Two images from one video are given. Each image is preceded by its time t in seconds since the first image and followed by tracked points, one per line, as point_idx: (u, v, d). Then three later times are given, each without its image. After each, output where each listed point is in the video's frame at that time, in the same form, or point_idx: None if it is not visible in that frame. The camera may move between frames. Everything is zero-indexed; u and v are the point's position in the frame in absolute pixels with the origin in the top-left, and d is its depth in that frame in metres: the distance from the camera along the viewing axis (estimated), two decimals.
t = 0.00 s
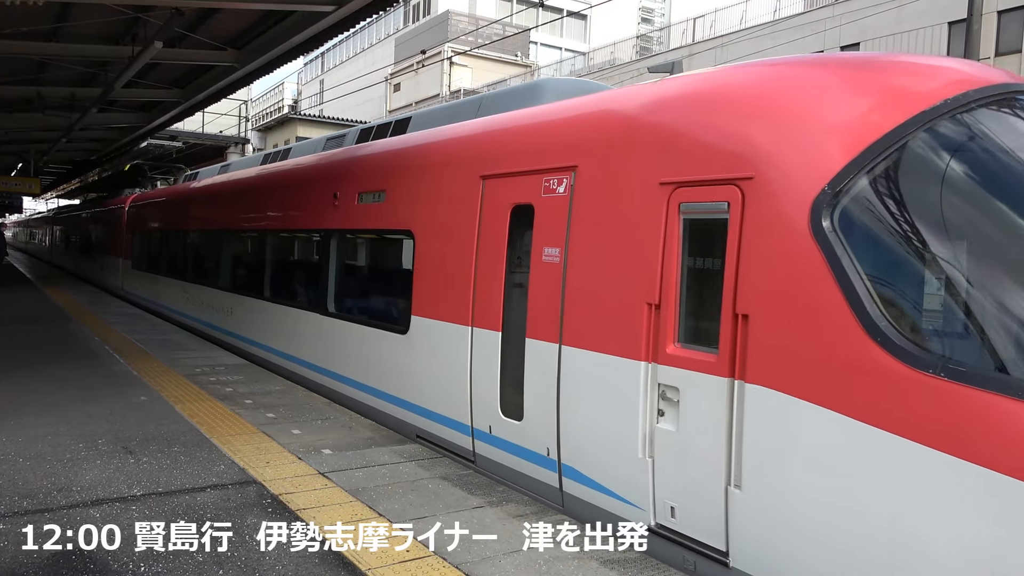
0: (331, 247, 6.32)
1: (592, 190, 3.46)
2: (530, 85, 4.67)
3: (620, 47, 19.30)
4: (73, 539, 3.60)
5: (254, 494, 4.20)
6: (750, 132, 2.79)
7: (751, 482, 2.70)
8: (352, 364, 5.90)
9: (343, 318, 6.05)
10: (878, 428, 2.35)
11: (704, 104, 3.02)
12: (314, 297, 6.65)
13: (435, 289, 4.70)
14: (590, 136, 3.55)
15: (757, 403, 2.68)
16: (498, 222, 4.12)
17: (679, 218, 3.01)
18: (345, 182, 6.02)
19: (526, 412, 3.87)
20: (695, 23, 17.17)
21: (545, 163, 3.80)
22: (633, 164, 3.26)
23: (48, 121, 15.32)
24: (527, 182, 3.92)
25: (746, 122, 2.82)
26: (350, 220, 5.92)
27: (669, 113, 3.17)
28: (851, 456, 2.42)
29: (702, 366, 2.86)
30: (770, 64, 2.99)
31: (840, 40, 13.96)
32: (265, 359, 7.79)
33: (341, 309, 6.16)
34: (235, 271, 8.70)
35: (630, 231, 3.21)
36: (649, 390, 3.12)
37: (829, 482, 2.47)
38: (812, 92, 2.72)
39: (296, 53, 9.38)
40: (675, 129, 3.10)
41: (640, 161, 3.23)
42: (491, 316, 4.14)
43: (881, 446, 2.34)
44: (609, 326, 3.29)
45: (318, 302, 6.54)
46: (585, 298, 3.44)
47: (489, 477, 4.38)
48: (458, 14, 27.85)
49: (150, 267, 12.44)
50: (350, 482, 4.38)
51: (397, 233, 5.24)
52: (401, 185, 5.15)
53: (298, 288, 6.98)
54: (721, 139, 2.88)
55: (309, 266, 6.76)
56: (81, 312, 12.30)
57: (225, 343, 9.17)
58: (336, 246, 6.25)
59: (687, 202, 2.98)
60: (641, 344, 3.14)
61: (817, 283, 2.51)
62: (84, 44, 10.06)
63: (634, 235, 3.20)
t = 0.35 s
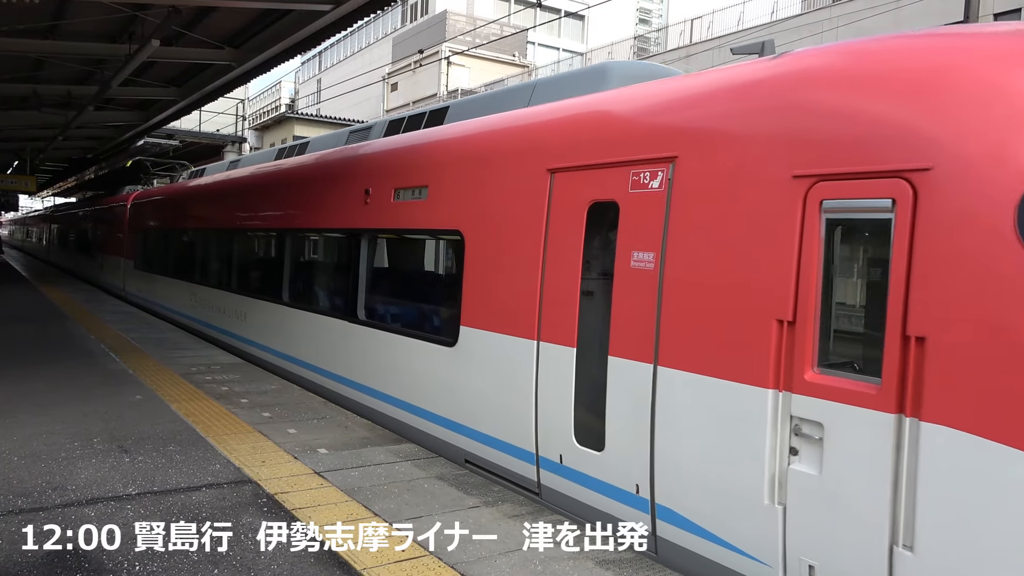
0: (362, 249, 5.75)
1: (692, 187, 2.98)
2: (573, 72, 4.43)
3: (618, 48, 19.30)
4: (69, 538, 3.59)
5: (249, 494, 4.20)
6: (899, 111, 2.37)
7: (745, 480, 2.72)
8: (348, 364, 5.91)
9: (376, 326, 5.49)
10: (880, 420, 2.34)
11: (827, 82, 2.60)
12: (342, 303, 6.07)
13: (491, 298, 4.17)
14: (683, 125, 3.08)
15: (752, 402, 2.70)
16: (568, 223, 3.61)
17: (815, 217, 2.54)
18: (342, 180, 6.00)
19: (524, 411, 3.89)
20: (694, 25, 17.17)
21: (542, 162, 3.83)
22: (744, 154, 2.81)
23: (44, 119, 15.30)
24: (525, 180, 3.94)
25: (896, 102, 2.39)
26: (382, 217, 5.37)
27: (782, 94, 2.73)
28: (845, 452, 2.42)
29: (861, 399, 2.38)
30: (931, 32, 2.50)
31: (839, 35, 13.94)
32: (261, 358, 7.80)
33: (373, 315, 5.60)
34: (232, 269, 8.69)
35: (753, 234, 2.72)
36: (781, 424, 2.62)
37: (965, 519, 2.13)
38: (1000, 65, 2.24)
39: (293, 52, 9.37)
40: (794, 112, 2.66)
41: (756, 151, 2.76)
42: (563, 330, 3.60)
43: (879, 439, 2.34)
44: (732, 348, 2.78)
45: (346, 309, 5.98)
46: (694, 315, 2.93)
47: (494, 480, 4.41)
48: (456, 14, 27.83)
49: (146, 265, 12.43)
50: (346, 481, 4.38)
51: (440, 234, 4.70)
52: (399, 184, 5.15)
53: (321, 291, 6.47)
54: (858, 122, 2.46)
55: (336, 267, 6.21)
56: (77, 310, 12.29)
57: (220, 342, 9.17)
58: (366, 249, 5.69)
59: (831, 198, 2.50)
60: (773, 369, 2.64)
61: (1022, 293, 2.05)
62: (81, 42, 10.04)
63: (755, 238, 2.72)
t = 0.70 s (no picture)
0: (404, 253, 5.10)
1: (760, 185, 2.72)
2: (570, 74, 4.44)
3: (615, 49, 19.31)
4: (63, 539, 3.58)
5: (244, 494, 4.19)
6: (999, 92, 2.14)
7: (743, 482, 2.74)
8: (345, 365, 5.91)
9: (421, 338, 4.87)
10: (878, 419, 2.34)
11: (906, 68, 2.40)
12: (379, 312, 5.44)
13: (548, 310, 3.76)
14: (745, 118, 2.83)
15: (745, 403, 2.73)
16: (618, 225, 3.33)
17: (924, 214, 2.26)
18: (339, 181, 5.99)
19: (523, 413, 3.92)
20: (691, 26, 17.20)
21: (541, 163, 3.83)
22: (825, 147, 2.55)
23: (40, 118, 15.25)
24: (524, 182, 3.93)
25: None
26: (424, 215, 4.79)
27: (855, 84, 2.52)
28: (838, 447, 2.44)
29: None
30: None
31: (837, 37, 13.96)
32: (256, 358, 7.79)
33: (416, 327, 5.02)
34: (228, 268, 8.68)
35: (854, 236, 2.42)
36: (999, 474, 2.07)
37: None
38: None
39: (290, 52, 9.35)
40: (942, 95, 2.27)
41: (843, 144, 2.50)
42: (676, 351, 3.00)
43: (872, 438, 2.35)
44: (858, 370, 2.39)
45: (384, 320, 5.36)
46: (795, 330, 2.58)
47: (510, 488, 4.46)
48: (453, 14, 27.82)
49: (142, 265, 12.40)
50: (341, 482, 4.37)
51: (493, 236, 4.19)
52: (396, 184, 5.15)
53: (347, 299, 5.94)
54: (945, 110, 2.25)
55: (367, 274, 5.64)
56: (71, 310, 12.26)
57: (215, 342, 9.16)
58: (409, 253, 5.04)
59: None
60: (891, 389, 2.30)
61: None
62: (76, 41, 10.01)
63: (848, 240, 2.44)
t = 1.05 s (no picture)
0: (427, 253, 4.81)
1: (765, 187, 2.70)
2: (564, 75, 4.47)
3: (614, 51, 19.33)
4: (59, 540, 3.57)
5: (239, 495, 4.18)
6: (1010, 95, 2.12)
7: (740, 483, 2.75)
8: (340, 365, 5.91)
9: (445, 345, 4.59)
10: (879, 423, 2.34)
11: (913, 67, 2.37)
12: (430, 325, 4.79)
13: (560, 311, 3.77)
14: (749, 118, 2.81)
15: (738, 404, 2.76)
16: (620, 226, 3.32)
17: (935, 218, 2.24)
18: (335, 181, 5.98)
19: (520, 413, 3.92)
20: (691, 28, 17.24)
21: (538, 164, 3.82)
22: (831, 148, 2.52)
23: (36, 116, 15.20)
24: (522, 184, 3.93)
25: None
26: (442, 218, 4.56)
27: (860, 84, 2.50)
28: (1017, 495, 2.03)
29: None
30: None
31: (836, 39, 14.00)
32: (252, 358, 7.78)
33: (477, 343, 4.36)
34: (224, 268, 8.67)
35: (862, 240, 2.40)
36: None
37: None
38: None
39: (287, 52, 9.33)
40: None
41: (849, 145, 2.47)
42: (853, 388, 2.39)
43: (869, 440, 2.36)
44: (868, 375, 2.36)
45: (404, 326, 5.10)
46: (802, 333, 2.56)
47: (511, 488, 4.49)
48: (451, 15, 27.83)
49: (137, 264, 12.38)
50: (336, 483, 4.37)
51: (507, 239, 4.05)
52: (392, 184, 5.15)
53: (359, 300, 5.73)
54: (953, 113, 2.22)
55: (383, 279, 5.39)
56: (66, 309, 12.23)
57: (210, 341, 9.14)
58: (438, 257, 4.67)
59: None
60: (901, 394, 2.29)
61: None
62: (72, 39, 9.98)
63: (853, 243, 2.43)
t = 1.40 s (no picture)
0: (425, 253, 4.80)
1: (763, 187, 2.71)
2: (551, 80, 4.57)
3: (610, 51, 19.35)
4: (55, 541, 3.56)
5: (236, 496, 4.17)
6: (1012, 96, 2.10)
7: (739, 483, 2.75)
8: (337, 366, 5.91)
9: (438, 345, 4.65)
10: (876, 421, 2.34)
11: (914, 69, 2.36)
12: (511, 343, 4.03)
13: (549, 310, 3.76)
14: (750, 119, 2.80)
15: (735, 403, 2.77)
16: (619, 226, 3.31)
17: (933, 218, 2.23)
18: (331, 182, 5.96)
19: (518, 414, 3.91)
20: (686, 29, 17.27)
21: (535, 164, 3.82)
22: (831, 148, 2.52)
23: (31, 118, 15.17)
24: (518, 184, 3.92)
25: None
26: (441, 219, 4.53)
27: (861, 85, 2.49)
28: None
29: None
30: None
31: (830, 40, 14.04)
32: (248, 360, 7.76)
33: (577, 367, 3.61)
34: (219, 269, 8.65)
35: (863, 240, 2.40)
36: None
37: None
38: None
39: (283, 53, 9.32)
40: None
41: (849, 145, 2.47)
42: None
43: (866, 439, 2.37)
44: (870, 376, 2.36)
45: (402, 326, 5.07)
46: (883, 345, 2.33)
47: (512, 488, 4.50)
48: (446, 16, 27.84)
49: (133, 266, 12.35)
50: (333, 484, 4.36)
51: (502, 237, 4.06)
52: (389, 185, 5.14)
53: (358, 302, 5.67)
54: (950, 111, 2.23)
55: (378, 280, 5.35)
56: (61, 311, 12.19)
57: (206, 343, 9.12)
58: (434, 259, 4.71)
59: None
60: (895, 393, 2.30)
61: None
62: (67, 40, 9.96)
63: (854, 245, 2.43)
